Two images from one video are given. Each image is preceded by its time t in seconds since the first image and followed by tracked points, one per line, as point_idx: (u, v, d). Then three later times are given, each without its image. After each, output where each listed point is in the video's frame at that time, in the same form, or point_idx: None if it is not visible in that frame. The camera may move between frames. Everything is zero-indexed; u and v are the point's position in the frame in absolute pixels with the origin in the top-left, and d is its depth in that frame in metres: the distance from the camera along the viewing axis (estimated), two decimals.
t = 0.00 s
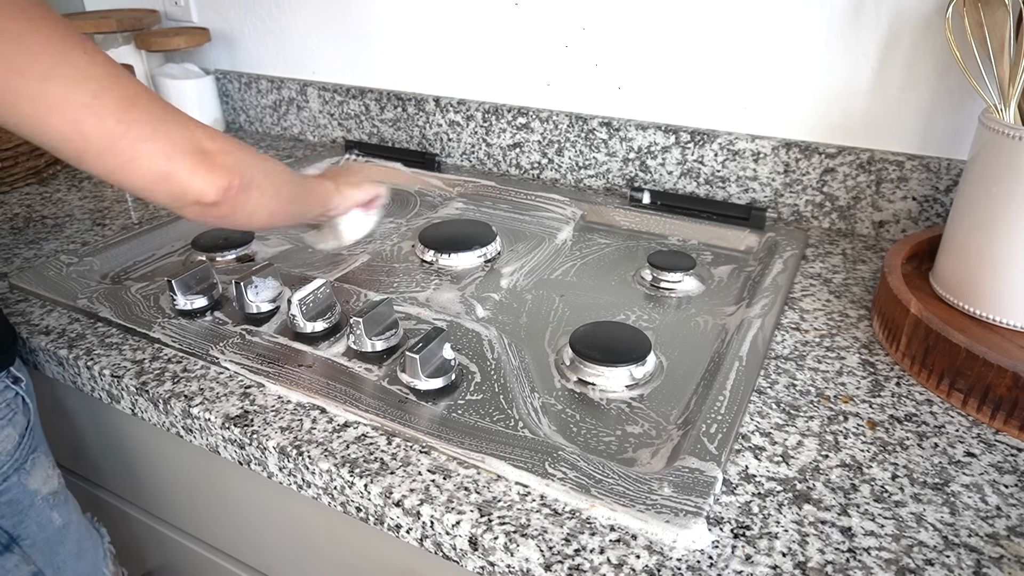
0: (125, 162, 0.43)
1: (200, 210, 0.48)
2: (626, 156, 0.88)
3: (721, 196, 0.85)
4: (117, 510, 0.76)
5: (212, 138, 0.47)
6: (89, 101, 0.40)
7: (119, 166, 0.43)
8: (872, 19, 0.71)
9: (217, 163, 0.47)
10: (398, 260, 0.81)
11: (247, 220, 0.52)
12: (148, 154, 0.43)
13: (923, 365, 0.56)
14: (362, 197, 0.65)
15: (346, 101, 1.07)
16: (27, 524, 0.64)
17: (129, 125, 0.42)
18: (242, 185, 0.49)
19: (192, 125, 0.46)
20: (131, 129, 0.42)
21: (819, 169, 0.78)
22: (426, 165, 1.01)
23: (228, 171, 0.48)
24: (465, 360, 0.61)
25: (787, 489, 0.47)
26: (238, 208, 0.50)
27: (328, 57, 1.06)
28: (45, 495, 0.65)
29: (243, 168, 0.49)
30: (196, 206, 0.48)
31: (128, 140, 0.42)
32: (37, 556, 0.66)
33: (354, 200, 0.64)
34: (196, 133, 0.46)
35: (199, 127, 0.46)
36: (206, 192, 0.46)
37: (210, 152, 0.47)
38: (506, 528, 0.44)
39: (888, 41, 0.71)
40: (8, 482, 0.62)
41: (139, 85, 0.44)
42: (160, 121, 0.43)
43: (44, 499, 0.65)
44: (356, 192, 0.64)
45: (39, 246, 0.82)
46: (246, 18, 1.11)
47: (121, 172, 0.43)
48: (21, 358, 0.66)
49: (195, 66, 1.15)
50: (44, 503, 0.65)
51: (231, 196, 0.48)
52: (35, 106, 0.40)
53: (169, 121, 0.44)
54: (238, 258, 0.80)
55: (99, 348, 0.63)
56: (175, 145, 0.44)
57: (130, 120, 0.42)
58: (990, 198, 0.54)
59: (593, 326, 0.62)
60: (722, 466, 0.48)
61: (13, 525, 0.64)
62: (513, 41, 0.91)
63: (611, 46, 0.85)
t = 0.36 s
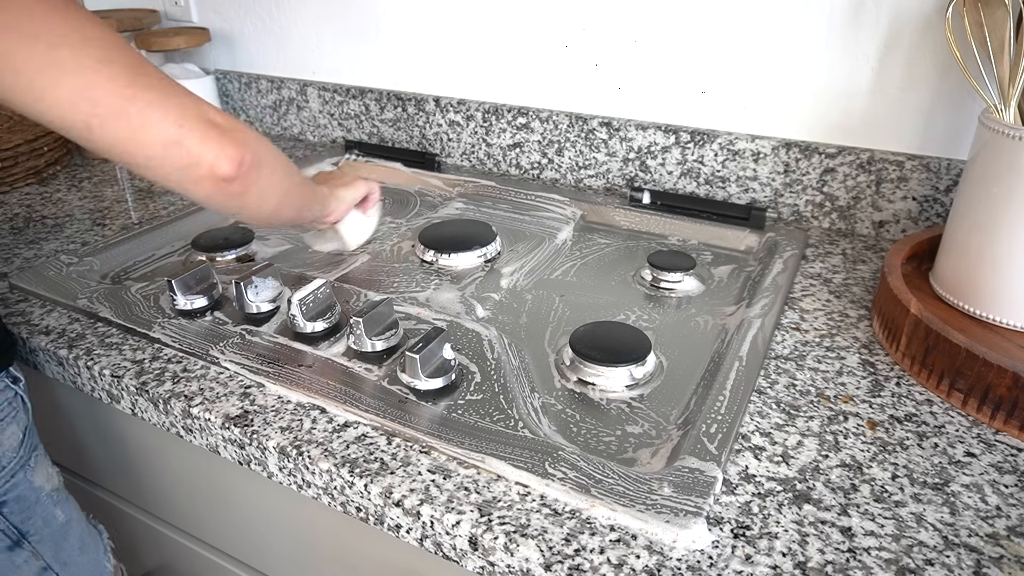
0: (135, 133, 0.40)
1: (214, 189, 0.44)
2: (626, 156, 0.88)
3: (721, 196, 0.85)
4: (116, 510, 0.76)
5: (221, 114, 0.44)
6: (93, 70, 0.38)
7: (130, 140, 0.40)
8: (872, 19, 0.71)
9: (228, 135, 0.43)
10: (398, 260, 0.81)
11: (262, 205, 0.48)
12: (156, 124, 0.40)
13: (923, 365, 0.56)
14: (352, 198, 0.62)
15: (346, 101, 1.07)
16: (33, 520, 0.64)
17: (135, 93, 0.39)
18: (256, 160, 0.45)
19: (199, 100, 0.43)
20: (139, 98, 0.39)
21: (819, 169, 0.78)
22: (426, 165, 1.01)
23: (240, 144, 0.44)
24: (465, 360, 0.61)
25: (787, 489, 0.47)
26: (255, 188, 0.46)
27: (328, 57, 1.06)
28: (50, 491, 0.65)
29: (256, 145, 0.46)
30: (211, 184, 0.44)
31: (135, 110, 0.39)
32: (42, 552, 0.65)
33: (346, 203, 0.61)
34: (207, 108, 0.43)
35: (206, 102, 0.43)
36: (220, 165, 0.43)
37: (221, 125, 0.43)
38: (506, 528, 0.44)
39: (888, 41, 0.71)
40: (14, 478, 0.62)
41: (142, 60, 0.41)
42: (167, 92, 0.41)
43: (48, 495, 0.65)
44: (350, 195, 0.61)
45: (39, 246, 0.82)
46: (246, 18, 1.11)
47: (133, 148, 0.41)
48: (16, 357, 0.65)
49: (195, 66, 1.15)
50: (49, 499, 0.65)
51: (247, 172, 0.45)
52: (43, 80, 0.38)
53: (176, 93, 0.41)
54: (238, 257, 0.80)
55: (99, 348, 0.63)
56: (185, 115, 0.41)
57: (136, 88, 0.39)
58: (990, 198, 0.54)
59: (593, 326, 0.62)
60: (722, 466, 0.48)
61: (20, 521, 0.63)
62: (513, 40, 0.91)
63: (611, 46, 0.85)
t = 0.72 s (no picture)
0: (79, 167, 0.40)
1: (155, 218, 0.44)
2: (626, 156, 0.88)
3: (721, 196, 0.85)
4: (115, 509, 0.75)
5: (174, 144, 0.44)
6: (43, 101, 0.38)
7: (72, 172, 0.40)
8: (872, 19, 0.71)
9: (178, 169, 0.43)
10: (398, 260, 0.81)
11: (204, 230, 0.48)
12: (106, 162, 0.40)
13: (923, 365, 0.56)
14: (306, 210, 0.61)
15: (346, 101, 1.07)
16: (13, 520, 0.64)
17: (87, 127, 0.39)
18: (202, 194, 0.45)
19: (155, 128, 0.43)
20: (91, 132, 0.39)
21: (819, 169, 0.78)
22: (426, 165, 1.01)
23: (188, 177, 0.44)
24: (465, 360, 0.61)
25: (787, 489, 0.47)
26: (195, 217, 0.46)
27: (328, 57, 1.06)
28: (33, 493, 0.65)
29: (207, 175, 0.46)
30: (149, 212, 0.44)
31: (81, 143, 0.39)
32: (23, 553, 0.66)
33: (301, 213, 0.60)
34: (161, 140, 0.43)
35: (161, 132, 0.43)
36: (166, 198, 0.43)
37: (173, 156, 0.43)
38: (506, 528, 0.44)
39: (888, 41, 0.71)
40: None
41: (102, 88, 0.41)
42: (119, 123, 0.40)
43: (32, 498, 0.65)
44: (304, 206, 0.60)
45: (39, 245, 0.82)
46: (246, 18, 1.11)
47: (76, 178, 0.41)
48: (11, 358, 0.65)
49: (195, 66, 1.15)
50: (32, 501, 0.65)
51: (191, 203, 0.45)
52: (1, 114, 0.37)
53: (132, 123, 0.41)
54: (239, 257, 0.80)
55: (99, 348, 0.63)
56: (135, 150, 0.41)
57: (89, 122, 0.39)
58: (990, 198, 0.54)
59: (593, 326, 0.62)
60: (722, 466, 0.48)
61: None
62: (513, 40, 0.91)
63: (610, 46, 0.85)
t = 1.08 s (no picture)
0: (105, 183, 0.44)
1: (171, 220, 0.48)
2: (626, 156, 0.88)
3: (721, 196, 0.84)
4: (115, 509, 0.75)
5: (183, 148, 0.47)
6: (69, 128, 0.41)
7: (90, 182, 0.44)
8: (872, 19, 0.71)
9: (185, 171, 0.46)
10: (398, 260, 0.81)
11: (227, 229, 0.52)
12: (127, 181, 0.44)
13: (923, 365, 0.56)
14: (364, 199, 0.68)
15: (346, 101, 1.07)
16: None
17: (94, 149, 0.42)
18: (215, 193, 0.49)
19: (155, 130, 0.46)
20: (82, 142, 0.42)
21: (819, 169, 0.78)
22: (426, 165, 1.01)
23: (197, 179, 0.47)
24: (465, 360, 0.61)
25: (787, 489, 0.47)
26: (212, 215, 0.49)
27: (328, 57, 1.06)
28: None
29: (220, 177, 0.49)
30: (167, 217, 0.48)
31: (59, 146, 0.41)
32: None
33: (358, 204, 0.67)
34: (174, 154, 0.46)
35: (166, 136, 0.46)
36: (177, 205, 0.47)
37: (184, 167, 0.46)
38: (506, 528, 0.44)
39: (888, 41, 0.71)
40: None
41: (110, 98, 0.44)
42: (132, 143, 0.44)
43: None
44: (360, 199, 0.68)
45: (39, 245, 0.82)
46: (245, 18, 1.11)
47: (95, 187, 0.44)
48: None
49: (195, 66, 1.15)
50: None
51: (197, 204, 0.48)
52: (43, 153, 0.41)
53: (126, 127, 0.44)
54: (238, 257, 0.80)
55: (99, 348, 0.63)
56: (137, 155, 0.44)
57: (75, 126, 0.41)
58: (990, 198, 0.54)
59: (593, 326, 0.62)
60: (722, 467, 0.48)
61: None
62: (513, 40, 0.91)
63: (611, 46, 0.85)
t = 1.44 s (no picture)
0: (29, 155, 0.40)
1: (122, 216, 0.44)
2: (626, 156, 0.88)
3: (721, 196, 0.84)
4: (115, 509, 0.75)
5: (134, 130, 0.43)
6: None
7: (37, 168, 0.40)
8: (871, 19, 0.71)
9: (139, 155, 0.43)
10: (397, 260, 0.81)
11: (194, 227, 0.47)
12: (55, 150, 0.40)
13: (923, 365, 0.56)
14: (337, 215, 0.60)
15: (346, 101, 1.07)
16: None
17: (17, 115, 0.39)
18: (177, 182, 0.44)
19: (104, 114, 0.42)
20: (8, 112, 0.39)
21: (819, 169, 0.78)
22: (426, 165, 1.01)
23: (154, 163, 0.43)
24: (465, 360, 0.61)
25: (787, 489, 0.47)
26: (174, 211, 0.45)
27: (328, 58, 1.06)
28: (5, 509, 0.63)
29: (179, 164, 0.45)
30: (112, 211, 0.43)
31: (72, 157, 0.40)
32: None
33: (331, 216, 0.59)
34: (115, 127, 0.42)
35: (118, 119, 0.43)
36: (124, 190, 0.42)
37: (128, 144, 0.42)
38: (506, 528, 0.44)
39: (888, 41, 0.71)
40: None
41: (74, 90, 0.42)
42: (61, 113, 0.40)
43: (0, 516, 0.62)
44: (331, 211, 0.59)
45: (39, 246, 0.82)
46: (245, 18, 1.11)
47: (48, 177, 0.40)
48: None
49: (195, 66, 1.15)
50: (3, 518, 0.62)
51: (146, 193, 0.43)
52: None
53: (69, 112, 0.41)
54: (238, 257, 0.80)
55: (99, 348, 0.63)
56: (87, 136, 0.41)
57: (50, 126, 0.40)
58: (990, 198, 0.54)
59: (593, 326, 0.62)
60: (722, 467, 0.48)
61: None
62: (513, 40, 0.91)
63: (611, 46, 0.85)
